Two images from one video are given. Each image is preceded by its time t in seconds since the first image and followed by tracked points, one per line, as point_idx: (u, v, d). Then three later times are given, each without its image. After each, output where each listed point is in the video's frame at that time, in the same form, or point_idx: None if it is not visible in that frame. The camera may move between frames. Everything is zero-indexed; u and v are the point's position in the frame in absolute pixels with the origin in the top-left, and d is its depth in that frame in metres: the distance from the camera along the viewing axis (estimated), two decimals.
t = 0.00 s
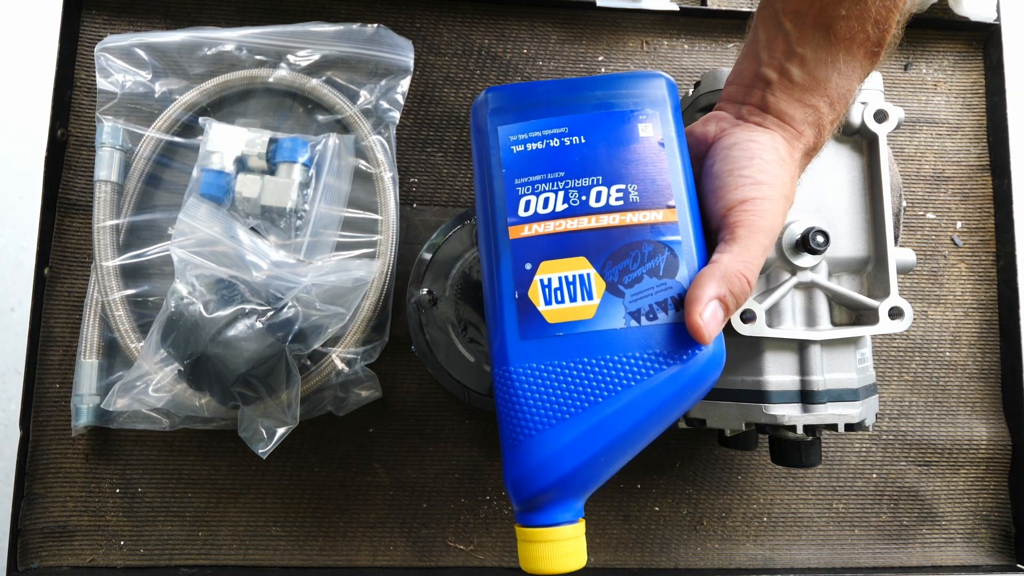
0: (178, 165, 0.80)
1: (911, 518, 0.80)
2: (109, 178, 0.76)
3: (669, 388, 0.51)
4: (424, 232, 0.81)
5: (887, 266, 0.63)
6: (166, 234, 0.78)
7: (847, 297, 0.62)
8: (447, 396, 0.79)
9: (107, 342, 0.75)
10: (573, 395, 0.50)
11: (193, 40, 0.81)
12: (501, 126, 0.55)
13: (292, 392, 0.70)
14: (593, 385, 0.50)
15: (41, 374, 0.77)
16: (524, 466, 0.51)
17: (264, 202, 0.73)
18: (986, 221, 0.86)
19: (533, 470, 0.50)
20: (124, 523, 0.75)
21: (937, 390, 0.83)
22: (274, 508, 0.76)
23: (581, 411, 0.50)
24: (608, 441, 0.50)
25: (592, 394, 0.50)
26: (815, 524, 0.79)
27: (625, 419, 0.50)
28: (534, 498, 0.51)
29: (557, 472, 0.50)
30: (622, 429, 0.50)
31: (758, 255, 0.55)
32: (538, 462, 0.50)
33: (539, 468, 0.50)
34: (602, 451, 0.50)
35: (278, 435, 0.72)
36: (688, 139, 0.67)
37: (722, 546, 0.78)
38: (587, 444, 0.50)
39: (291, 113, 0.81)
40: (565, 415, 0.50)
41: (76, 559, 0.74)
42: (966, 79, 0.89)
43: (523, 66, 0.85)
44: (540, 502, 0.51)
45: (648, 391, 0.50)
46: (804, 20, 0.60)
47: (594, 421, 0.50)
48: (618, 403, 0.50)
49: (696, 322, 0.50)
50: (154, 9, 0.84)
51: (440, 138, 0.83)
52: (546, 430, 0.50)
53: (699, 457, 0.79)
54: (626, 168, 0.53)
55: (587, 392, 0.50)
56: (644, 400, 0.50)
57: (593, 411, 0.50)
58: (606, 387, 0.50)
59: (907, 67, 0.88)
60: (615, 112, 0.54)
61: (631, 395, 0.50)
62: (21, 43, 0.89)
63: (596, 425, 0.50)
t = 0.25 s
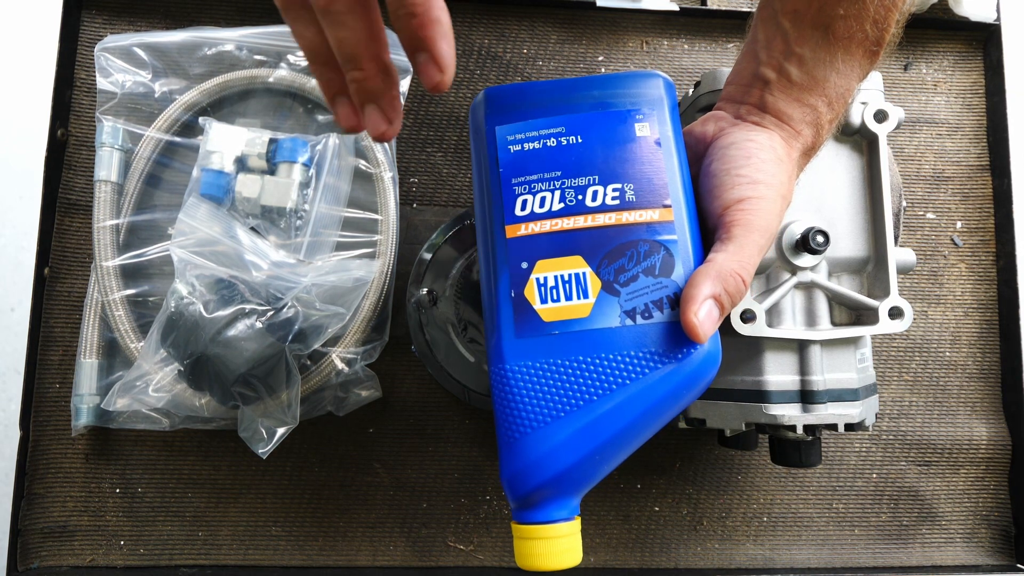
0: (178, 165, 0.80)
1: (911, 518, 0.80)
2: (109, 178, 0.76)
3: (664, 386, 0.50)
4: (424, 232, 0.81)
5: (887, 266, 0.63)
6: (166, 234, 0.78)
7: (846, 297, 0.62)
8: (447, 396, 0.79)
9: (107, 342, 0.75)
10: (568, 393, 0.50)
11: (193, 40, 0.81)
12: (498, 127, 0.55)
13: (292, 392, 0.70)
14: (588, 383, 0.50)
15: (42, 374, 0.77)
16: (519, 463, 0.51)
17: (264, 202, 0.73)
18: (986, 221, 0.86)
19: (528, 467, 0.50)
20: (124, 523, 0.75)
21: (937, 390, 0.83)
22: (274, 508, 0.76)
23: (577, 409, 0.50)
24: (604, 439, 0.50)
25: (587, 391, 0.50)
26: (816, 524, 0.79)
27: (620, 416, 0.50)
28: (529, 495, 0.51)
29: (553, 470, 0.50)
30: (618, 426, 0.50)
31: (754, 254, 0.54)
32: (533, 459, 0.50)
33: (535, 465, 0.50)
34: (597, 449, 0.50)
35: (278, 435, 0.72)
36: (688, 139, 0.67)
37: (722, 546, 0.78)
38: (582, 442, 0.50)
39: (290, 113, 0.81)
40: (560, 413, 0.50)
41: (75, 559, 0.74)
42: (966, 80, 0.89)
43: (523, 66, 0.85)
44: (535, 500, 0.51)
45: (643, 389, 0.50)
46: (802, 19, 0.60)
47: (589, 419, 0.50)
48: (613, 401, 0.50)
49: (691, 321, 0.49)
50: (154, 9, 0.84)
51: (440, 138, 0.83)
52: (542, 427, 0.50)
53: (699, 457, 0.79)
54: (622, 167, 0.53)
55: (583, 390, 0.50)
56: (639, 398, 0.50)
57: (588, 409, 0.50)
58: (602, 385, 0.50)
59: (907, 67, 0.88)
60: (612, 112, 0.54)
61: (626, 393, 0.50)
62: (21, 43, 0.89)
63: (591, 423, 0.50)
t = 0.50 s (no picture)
0: (178, 166, 0.80)
1: (911, 518, 0.80)
2: (109, 178, 0.76)
3: (666, 387, 0.50)
4: (424, 232, 0.81)
5: (887, 266, 0.63)
6: (166, 234, 0.78)
7: (847, 297, 0.62)
8: (447, 396, 0.79)
9: (107, 342, 0.75)
10: (570, 395, 0.50)
11: (193, 40, 0.81)
12: (497, 129, 0.55)
13: (292, 392, 0.70)
14: (590, 384, 0.50)
15: (42, 374, 0.77)
16: (522, 465, 0.51)
17: (264, 202, 0.73)
18: (986, 221, 0.86)
19: (531, 469, 0.50)
20: (124, 523, 0.75)
21: (937, 390, 0.83)
22: (274, 508, 0.76)
23: (578, 411, 0.50)
24: (606, 440, 0.50)
25: (589, 393, 0.50)
26: (816, 524, 0.79)
27: (622, 418, 0.50)
28: (532, 497, 0.51)
29: (555, 472, 0.50)
30: (620, 428, 0.50)
31: (755, 254, 0.54)
32: (536, 461, 0.50)
33: (537, 467, 0.50)
34: (599, 450, 0.50)
35: (278, 435, 0.72)
36: (687, 140, 0.67)
37: (722, 546, 0.78)
38: (585, 443, 0.50)
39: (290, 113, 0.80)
40: (562, 415, 0.50)
41: (75, 559, 0.74)
42: (966, 80, 0.89)
43: (523, 66, 0.85)
44: (538, 501, 0.51)
45: (644, 390, 0.50)
46: (801, 19, 0.61)
47: (591, 421, 0.50)
48: (615, 403, 0.50)
49: (694, 322, 0.49)
50: (154, 9, 0.84)
51: (440, 138, 0.83)
52: (544, 429, 0.51)
53: (699, 457, 0.79)
54: (622, 169, 0.53)
55: (584, 392, 0.50)
56: (641, 399, 0.50)
57: (590, 410, 0.50)
58: (603, 387, 0.50)
59: (907, 67, 0.88)
60: (611, 113, 0.54)
61: (628, 394, 0.50)
62: (21, 43, 0.89)
63: (593, 425, 0.50)
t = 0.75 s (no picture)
0: (178, 166, 0.80)
1: (911, 518, 0.80)
2: (109, 178, 0.76)
3: (669, 388, 0.51)
4: (424, 232, 0.81)
5: (887, 266, 0.63)
6: (166, 234, 0.78)
7: (847, 297, 0.62)
8: (447, 396, 0.79)
9: (108, 342, 0.75)
10: (573, 397, 0.50)
11: (193, 40, 0.81)
12: (498, 130, 0.55)
13: (291, 392, 0.70)
14: (593, 386, 0.50)
15: (42, 374, 0.77)
16: (526, 467, 0.51)
17: (264, 202, 0.73)
18: (986, 221, 0.86)
19: (534, 471, 0.50)
20: (124, 523, 0.75)
21: (937, 390, 0.83)
22: (274, 508, 0.76)
23: (582, 413, 0.50)
24: (610, 442, 0.50)
25: (592, 395, 0.50)
26: (816, 524, 0.79)
27: (626, 420, 0.50)
28: (536, 499, 0.51)
29: (559, 474, 0.50)
30: (623, 430, 0.50)
31: (757, 255, 0.54)
32: (539, 463, 0.50)
33: (541, 470, 0.50)
34: (603, 452, 0.50)
35: (278, 435, 0.72)
36: (688, 140, 0.67)
37: (722, 546, 0.78)
38: (588, 445, 0.50)
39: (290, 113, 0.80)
40: (565, 417, 0.50)
41: (76, 559, 0.74)
42: (966, 80, 0.89)
43: (523, 66, 0.85)
44: (542, 504, 0.51)
45: (648, 392, 0.50)
46: (801, 19, 0.61)
47: (595, 423, 0.50)
48: (619, 404, 0.50)
49: (700, 324, 0.49)
50: (154, 9, 0.84)
51: (440, 139, 0.83)
52: (547, 431, 0.50)
53: (699, 457, 0.79)
54: (624, 169, 0.53)
55: (588, 394, 0.50)
56: (645, 401, 0.50)
57: (594, 412, 0.50)
58: (607, 389, 0.50)
59: (907, 67, 0.88)
60: (612, 114, 0.54)
61: (632, 396, 0.50)
62: (21, 43, 0.89)
63: (597, 427, 0.50)
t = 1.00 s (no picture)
0: (178, 165, 0.80)
1: (912, 518, 0.80)
2: (109, 178, 0.76)
3: (681, 384, 0.51)
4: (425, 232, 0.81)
5: (887, 266, 0.63)
6: (166, 234, 0.78)
7: (847, 297, 0.62)
8: (447, 396, 0.79)
9: (107, 342, 0.75)
10: (585, 392, 0.50)
11: (194, 40, 0.81)
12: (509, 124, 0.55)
13: (291, 392, 0.70)
14: (605, 381, 0.50)
15: (42, 374, 0.77)
16: (536, 464, 0.51)
17: (265, 202, 0.73)
18: (986, 221, 0.86)
19: (544, 468, 0.50)
20: (124, 523, 0.75)
21: (937, 390, 0.83)
22: (274, 508, 0.76)
23: (594, 408, 0.50)
24: (620, 439, 0.50)
25: (604, 390, 0.50)
26: (815, 524, 0.79)
27: (637, 416, 0.50)
28: (545, 497, 0.51)
29: (569, 471, 0.50)
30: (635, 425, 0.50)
31: (768, 252, 0.54)
32: (549, 460, 0.50)
33: (551, 467, 0.50)
34: (614, 449, 0.50)
35: (278, 435, 0.72)
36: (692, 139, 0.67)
37: (722, 546, 0.78)
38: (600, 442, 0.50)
39: (291, 113, 0.81)
40: (577, 412, 0.50)
41: (76, 559, 0.74)
42: (966, 80, 0.89)
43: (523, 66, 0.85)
44: (551, 502, 0.51)
45: (660, 387, 0.50)
46: (807, 19, 0.60)
47: (607, 418, 0.50)
48: (631, 399, 0.50)
49: (712, 320, 0.49)
50: (154, 9, 0.84)
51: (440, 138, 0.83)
52: (558, 427, 0.50)
53: (699, 457, 0.79)
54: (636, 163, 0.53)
55: (600, 389, 0.50)
56: (656, 396, 0.50)
57: (606, 407, 0.50)
58: (619, 383, 0.50)
59: (907, 67, 0.88)
60: (623, 109, 0.55)
61: (643, 392, 0.50)
62: (21, 43, 0.89)
63: (609, 422, 0.50)
